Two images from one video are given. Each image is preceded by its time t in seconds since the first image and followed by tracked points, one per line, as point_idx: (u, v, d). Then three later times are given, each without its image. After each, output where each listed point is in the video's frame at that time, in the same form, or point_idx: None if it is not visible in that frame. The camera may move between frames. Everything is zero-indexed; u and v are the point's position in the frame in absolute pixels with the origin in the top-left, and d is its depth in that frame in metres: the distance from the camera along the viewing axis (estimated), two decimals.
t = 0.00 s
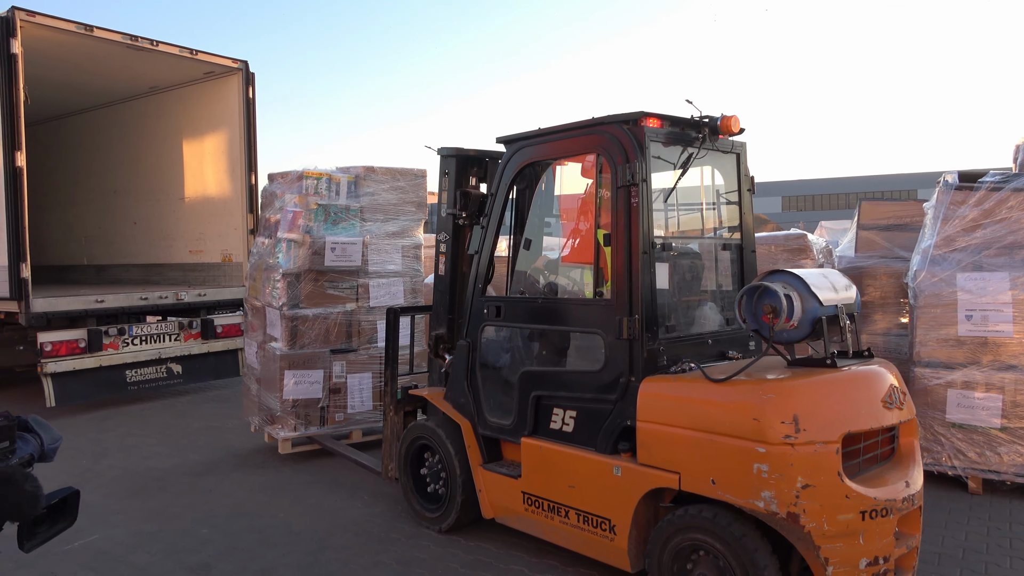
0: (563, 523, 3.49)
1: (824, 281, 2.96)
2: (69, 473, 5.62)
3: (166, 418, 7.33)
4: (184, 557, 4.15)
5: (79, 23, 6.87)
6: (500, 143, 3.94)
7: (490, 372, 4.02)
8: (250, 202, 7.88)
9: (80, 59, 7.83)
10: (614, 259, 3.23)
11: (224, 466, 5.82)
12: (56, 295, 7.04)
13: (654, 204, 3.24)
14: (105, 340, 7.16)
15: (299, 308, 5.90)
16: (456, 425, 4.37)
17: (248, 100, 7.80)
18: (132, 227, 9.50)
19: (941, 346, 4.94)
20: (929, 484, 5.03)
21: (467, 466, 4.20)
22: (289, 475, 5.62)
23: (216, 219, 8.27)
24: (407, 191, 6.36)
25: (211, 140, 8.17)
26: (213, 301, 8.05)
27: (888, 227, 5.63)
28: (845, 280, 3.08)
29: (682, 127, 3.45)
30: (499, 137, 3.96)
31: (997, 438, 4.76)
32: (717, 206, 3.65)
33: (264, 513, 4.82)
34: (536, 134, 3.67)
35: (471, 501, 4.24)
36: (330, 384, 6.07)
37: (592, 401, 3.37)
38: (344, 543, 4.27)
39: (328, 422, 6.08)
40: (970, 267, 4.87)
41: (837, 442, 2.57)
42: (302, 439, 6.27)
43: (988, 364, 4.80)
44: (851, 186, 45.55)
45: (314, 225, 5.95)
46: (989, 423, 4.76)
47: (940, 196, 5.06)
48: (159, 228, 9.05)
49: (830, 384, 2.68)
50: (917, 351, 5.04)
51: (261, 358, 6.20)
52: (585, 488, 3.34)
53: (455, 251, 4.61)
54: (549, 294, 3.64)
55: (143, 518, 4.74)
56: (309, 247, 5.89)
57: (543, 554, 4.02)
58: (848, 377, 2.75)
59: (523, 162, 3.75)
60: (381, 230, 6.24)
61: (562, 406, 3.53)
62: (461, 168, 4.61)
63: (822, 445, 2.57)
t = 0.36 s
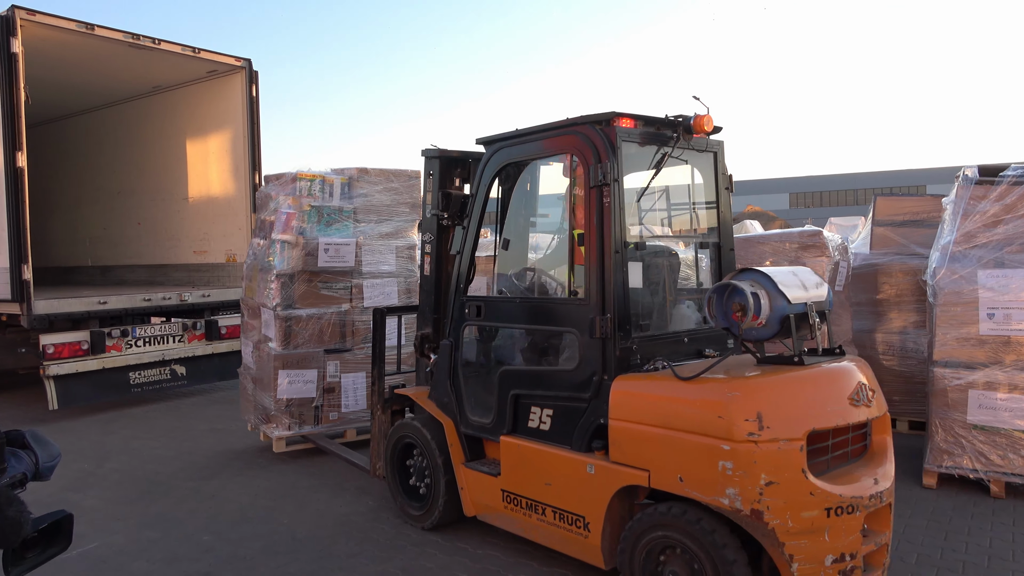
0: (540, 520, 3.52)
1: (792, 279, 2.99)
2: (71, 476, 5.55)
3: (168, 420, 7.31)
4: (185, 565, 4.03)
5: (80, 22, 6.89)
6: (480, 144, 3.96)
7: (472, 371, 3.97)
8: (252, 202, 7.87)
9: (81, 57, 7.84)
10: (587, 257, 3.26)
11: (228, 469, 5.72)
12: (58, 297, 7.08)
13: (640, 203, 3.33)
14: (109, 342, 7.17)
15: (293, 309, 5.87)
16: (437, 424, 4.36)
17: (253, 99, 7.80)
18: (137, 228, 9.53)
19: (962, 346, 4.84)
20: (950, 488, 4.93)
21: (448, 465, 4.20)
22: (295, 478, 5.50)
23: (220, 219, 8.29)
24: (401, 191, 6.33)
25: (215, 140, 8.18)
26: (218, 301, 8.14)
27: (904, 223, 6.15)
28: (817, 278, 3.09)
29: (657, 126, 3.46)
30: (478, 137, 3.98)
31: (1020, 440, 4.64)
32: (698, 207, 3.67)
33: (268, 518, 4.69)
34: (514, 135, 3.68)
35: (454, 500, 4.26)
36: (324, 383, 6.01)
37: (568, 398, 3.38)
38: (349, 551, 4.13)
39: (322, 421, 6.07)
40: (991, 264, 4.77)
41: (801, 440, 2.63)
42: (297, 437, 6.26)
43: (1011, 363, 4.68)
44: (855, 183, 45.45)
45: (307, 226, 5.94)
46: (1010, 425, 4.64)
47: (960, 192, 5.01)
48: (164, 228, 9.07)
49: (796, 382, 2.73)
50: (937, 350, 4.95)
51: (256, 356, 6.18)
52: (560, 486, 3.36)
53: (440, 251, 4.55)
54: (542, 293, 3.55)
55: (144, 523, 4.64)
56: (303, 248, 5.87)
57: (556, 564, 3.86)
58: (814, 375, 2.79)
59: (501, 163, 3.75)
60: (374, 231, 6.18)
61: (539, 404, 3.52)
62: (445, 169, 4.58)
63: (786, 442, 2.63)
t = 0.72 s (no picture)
0: (532, 516, 3.56)
1: (776, 278, 3.00)
2: (92, 478, 5.57)
3: (189, 422, 7.38)
4: (203, 571, 3.97)
5: (99, 25, 7.02)
6: (474, 146, 4.00)
7: (467, 370, 4.00)
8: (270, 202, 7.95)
9: (101, 61, 7.98)
10: (575, 258, 3.29)
11: (248, 472, 5.68)
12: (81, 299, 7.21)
13: (626, 204, 3.36)
14: (130, 343, 7.31)
15: (304, 309, 5.95)
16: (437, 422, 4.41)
17: (271, 99, 7.93)
18: (158, 230, 9.63)
19: (997, 344, 4.73)
20: (985, 492, 4.78)
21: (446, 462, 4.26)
22: (312, 482, 5.43)
23: (239, 220, 8.40)
24: (409, 192, 6.41)
25: (234, 140, 8.30)
26: (238, 302, 8.28)
27: (934, 219, 6.16)
28: (802, 277, 3.09)
29: (646, 127, 3.46)
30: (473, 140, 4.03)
31: None
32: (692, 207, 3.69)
33: (287, 523, 4.63)
34: (506, 137, 3.71)
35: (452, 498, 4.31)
36: (335, 381, 6.08)
37: (558, 397, 3.42)
38: (367, 558, 4.05)
39: (333, 419, 6.10)
40: None
41: (779, 437, 2.68)
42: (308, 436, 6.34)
43: None
44: (876, 178, 44.93)
45: (317, 228, 5.99)
46: None
47: (994, 185, 4.93)
48: (184, 229, 9.18)
49: (776, 380, 2.78)
50: (971, 348, 4.84)
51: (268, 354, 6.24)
52: (551, 483, 3.41)
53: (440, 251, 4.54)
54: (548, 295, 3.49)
55: (163, 527, 4.61)
56: (312, 250, 5.92)
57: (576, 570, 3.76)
58: (794, 374, 2.83)
59: (495, 163, 3.78)
60: (383, 232, 6.23)
61: (530, 402, 3.57)
62: (443, 172, 4.53)
63: (764, 440, 2.67)
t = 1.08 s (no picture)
0: (522, 515, 3.61)
1: (757, 280, 3.03)
2: (109, 481, 5.59)
3: (209, 425, 7.46)
4: None
5: (119, 31, 7.11)
6: (468, 151, 4.03)
7: (461, 371, 4.06)
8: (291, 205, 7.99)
9: (119, 67, 8.11)
10: (562, 261, 3.34)
11: (263, 476, 5.65)
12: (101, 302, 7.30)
13: (612, 207, 3.39)
14: (150, 347, 7.43)
15: (311, 311, 6.02)
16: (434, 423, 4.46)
17: (289, 102, 8.04)
18: (179, 234, 9.67)
19: None
20: (1018, 502, 4.64)
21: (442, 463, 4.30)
22: (326, 486, 5.37)
23: (260, 224, 8.46)
24: (416, 196, 6.47)
25: (254, 143, 8.38)
26: (257, 306, 8.37)
27: (963, 218, 6.04)
28: (785, 278, 3.12)
29: (632, 131, 3.48)
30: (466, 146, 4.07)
31: None
32: (683, 210, 3.72)
33: (300, 528, 4.58)
34: (496, 142, 3.77)
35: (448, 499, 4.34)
36: (341, 382, 6.16)
37: (546, 397, 3.47)
38: (378, 566, 3.99)
39: (340, 419, 6.20)
40: None
41: (755, 439, 2.76)
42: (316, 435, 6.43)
43: None
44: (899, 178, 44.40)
45: (324, 231, 6.04)
46: None
47: None
48: (205, 233, 9.23)
49: (755, 381, 2.84)
50: (1001, 354, 4.67)
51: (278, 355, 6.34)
52: (539, 482, 3.46)
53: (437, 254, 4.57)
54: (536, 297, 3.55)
55: (176, 532, 4.58)
56: (319, 253, 5.99)
57: None
58: (774, 376, 2.89)
59: (488, 166, 3.81)
60: (390, 235, 6.30)
61: (520, 403, 3.61)
62: (441, 177, 4.59)
63: (741, 441, 2.75)
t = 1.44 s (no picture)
0: (532, 538, 3.63)
1: (766, 307, 3.06)
2: (142, 497, 5.68)
3: (243, 442, 7.59)
4: None
5: (168, 54, 7.34)
6: (485, 176, 4.12)
7: (475, 393, 4.12)
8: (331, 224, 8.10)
9: (167, 91, 8.41)
10: (573, 286, 3.39)
11: (293, 495, 5.66)
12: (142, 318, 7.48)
13: (624, 233, 3.43)
14: (190, 363, 7.66)
15: (334, 330, 6.14)
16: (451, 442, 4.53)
17: (331, 124, 8.21)
18: (223, 251, 9.85)
19: None
20: None
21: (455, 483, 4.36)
22: (353, 509, 5.31)
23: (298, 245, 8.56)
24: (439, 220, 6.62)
25: (295, 165, 8.56)
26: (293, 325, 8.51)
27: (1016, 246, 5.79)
28: (795, 306, 3.14)
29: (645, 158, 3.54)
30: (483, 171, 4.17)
31: None
32: (697, 236, 3.76)
33: (326, 548, 4.56)
34: (512, 168, 3.85)
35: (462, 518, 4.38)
36: (363, 401, 6.23)
37: (556, 420, 3.51)
38: None
39: (361, 437, 6.25)
40: None
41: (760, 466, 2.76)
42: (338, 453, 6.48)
43: None
44: (948, 203, 43.34)
45: (348, 252, 6.20)
46: None
47: None
48: (247, 251, 9.39)
49: (760, 408, 2.87)
50: None
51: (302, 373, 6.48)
52: (549, 505, 3.49)
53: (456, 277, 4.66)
54: (546, 319, 3.61)
55: (203, 549, 4.60)
56: (343, 273, 6.12)
57: None
58: (779, 403, 2.91)
59: (504, 191, 3.90)
60: (412, 257, 6.43)
61: (532, 425, 3.65)
62: (460, 202, 4.69)
63: (745, 468, 2.77)
